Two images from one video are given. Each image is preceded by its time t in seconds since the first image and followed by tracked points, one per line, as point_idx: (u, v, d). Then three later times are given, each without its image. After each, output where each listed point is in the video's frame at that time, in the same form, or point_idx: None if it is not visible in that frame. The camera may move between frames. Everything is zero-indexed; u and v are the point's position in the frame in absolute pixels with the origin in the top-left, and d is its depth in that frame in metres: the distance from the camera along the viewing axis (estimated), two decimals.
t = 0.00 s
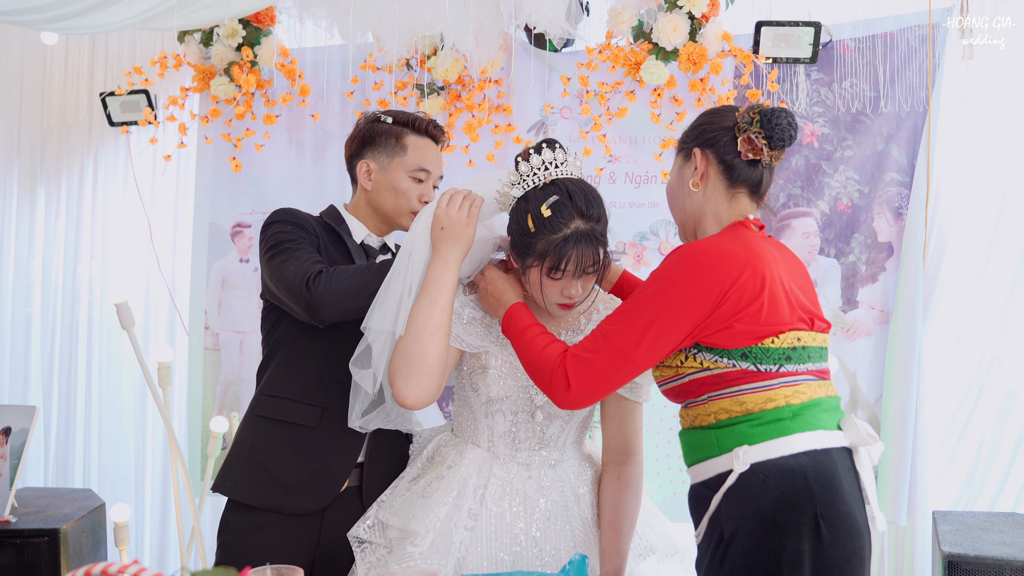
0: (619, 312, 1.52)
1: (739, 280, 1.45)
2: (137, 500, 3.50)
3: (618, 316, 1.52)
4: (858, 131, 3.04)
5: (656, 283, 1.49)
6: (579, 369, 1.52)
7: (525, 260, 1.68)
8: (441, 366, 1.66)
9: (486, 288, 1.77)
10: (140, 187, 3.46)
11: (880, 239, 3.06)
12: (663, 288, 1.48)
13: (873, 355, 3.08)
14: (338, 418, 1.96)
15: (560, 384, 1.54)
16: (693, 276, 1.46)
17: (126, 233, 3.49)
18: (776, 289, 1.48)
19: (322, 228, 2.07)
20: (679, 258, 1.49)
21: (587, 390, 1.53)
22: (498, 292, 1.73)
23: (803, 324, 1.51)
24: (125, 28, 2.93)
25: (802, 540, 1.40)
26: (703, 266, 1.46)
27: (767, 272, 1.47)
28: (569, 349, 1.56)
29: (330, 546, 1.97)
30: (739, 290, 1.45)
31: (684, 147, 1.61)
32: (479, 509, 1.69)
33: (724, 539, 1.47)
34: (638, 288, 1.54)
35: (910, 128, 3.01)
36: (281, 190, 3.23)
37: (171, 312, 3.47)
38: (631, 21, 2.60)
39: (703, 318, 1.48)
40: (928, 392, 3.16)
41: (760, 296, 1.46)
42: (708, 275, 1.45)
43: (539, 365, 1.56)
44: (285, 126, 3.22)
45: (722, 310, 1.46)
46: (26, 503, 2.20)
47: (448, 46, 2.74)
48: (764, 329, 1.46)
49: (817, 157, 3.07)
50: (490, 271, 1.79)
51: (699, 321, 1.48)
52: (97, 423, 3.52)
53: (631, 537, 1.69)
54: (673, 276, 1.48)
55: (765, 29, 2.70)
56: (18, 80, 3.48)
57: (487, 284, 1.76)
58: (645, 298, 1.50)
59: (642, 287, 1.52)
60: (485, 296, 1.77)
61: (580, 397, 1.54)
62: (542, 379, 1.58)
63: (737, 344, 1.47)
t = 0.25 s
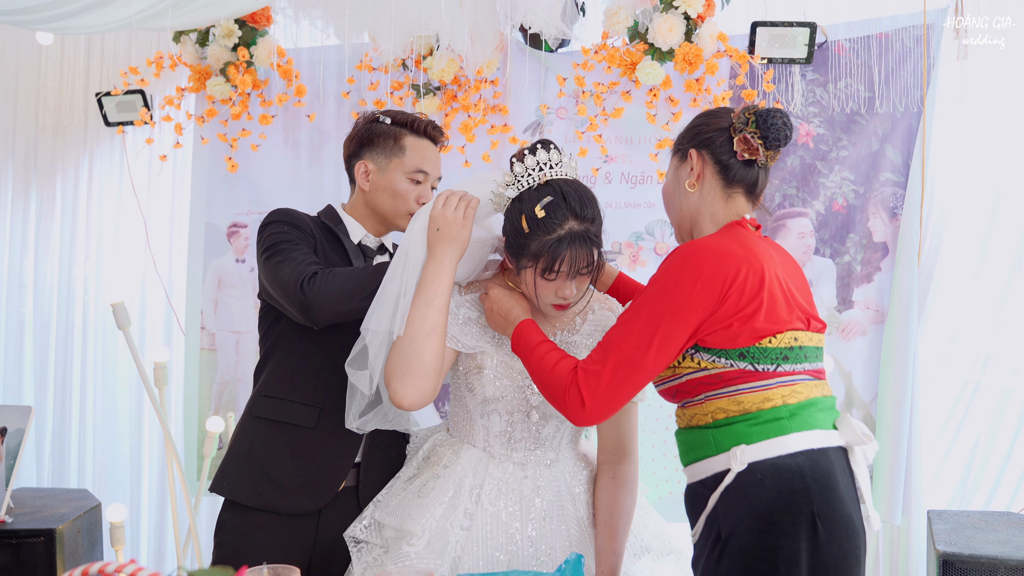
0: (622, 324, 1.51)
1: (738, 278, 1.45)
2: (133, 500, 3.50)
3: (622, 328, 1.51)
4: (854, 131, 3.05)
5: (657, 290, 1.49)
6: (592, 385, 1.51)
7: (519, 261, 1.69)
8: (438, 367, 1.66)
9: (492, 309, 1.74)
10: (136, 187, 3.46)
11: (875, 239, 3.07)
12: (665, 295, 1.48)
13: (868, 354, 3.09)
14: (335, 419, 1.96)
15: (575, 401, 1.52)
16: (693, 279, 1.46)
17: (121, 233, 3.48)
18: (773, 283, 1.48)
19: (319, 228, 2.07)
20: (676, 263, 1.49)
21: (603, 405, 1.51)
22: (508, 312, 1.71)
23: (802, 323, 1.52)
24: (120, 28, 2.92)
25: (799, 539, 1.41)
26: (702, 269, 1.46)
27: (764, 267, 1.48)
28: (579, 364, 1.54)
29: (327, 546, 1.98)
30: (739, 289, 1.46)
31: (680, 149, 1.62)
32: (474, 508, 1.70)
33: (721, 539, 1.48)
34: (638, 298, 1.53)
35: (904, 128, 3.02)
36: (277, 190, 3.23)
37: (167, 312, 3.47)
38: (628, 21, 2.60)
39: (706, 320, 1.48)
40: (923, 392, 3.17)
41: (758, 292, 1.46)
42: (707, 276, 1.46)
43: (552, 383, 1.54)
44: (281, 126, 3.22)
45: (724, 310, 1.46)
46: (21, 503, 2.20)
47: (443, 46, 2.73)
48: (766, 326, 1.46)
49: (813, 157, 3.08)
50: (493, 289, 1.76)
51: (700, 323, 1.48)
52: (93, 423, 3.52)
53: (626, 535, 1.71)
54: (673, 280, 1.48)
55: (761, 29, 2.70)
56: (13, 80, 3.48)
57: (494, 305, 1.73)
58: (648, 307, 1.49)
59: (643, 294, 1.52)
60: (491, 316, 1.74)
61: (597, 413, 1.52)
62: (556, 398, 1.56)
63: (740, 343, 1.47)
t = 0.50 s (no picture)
0: (623, 330, 1.49)
1: (734, 277, 1.45)
2: (128, 500, 3.50)
3: (622, 334, 1.49)
4: (848, 131, 3.06)
5: (655, 294, 1.47)
6: (597, 392, 1.49)
7: (512, 258, 1.70)
8: (434, 367, 1.67)
9: (499, 323, 1.74)
10: (131, 187, 3.46)
11: (869, 239, 3.08)
12: (664, 298, 1.46)
13: (863, 354, 3.10)
14: (331, 419, 1.96)
15: (582, 410, 1.50)
16: (690, 281, 1.45)
17: (115, 233, 3.48)
18: (767, 280, 1.48)
19: (315, 229, 2.08)
20: (673, 266, 1.48)
21: (609, 412, 1.50)
22: (514, 324, 1.70)
23: (797, 321, 1.52)
24: (115, 28, 2.92)
25: (793, 538, 1.42)
26: (699, 270, 1.45)
27: (758, 265, 1.48)
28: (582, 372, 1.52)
29: (323, 545, 1.97)
30: (736, 289, 1.45)
31: (674, 149, 1.62)
32: (470, 507, 1.70)
33: (715, 538, 1.48)
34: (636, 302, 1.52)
35: (898, 128, 3.03)
36: (272, 190, 3.23)
37: (162, 312, 3.47)
38: (622, 21, 2.60)
39: (704, 321, 1.47)
40: (918, 391, 3.18)
41: (754, 290, 1.46)
42: (704, 277, 1.45)
43: (556, 391, 1.53)
44: (276, 125, 3.22)
45: (721, 310, 1.46)
46: (16, 503, 2.20)
47: (438, 46, 2.75)
48: (763, 324, 1.46)
49: (807, 157, 3.09)
50: (498, 302, 1.76)
51: (698, 324, 1.47)
52: (88, 422, 3.52)
53: (621, 533, 1.72)
54: (669, 282, 1.47)
55: (756, 30, 2.71)
56: (7, 80, 3.48)
57: (500, 319, 1.73)
58: (647, 311, 1.48)
59: (640, 296, 1.50)
60: (498, 330, 1.74)
61: (604, 421, 1.50)
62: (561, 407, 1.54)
63: (738, 343, 1.47)
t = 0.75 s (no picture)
0: (623, 329, 1.49)
1: (733, 277, 1.46)
2: (124, 499, 3.50)
3: (623, 333, 1.49)
4: (843, 131, 3.07)
5: (655, 293, 1.48)
6: (598, 392, 1.49)
7: (506, 256, 1.70)
8: (431, 367, 1.67)
9: (503, 326, 1.74)
10: (126, 186, 3.46)
11: (864, 239, 3.09)
12: (665, 297, 1.46)
13: (859, 353, 3.11)
14: (329, 419, 1.97)
15: (583, 409, 1.50)
16: (691, 280, 1.45)
17: (111, 232, 3.48)
18: (764, 279, 1.50)
19: (313, 228, 2.08)
20: (673, 265, 1.48)
21: (610, 411, 1.50)
22: (518, 327, 1.71)
23: (795, 321, 1.53)
24: (111, 27, 2.91)
25: (789, 536, 1.42)
26: (700, 269, 1.46)
27: (756, 264, 1.49)
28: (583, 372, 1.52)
29: (321, 545, 1.98)
30: (735, 288, 1.46)
31: (672, 148, 1.62)
32: (467, 506, 1.71)
33: (712, 536, 1.48)
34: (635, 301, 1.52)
35: (893, 128, 3.04)
36: (268, 190, 3.23)
37: (157, 312, 3.47)
38: (618, 22, 2.61)
39: (704, 320, 1.48)
40: (913, 390, 3.19)
41: (753, 289, 1.47)
42: (704, 276, 1.45)
43: (557, 391, 1.53)
44: (273, 125, 3.22)
45: (721, 309, 1.47)
46: (12, 503, 2.20)
47: (435, 46, 2.73)
48: (761, 323, 1.48)
49: (803, 158, 3.10)
50: (503, 305, 1.76)
51: (698, 323, 1.48)
52: (83, 422, 3.52)
53: (619, 532, 1.71)
54: (668, 281, 1.47)
55: (751, 30, 2.71)
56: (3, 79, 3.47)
57: (505, 322, 1.73)
58: (648, 310, 1.48)
59: (638, 295, 1.51)
60: (502, 333, 1.74)
61: (605, 420, 1.50)
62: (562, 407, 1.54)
63: (737, 343, 1.48)
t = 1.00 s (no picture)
0: (628, 329, 1.48)
1: (736, 276, 1.46)
2: (121, 499, 3.51)
3: (628, 333, 1.48)
4: (839, 131, 3.07)
5: (660, 293, 1.47)
6: (604, 393, 1.48)
7: (503, 254, 1.71)
8: (429, 365, 1.68)
9: (509, 331, 1.73)
10: (123, 185, 3.46)
11: (860, 238, 3.09)
12: (670, 297, 1.46)
13: (855, 353, 3.12)
14: (328, 418, 1.97)
15: (588, 410, 1.49)
16: (695, 279, 1.45)
17: (107, 231, 3.48)
18: (765, 277, 1.50)
19: (311, 227, 2.08)
20: (677, 265, 1.48)
21: (615, 412, 1.49)
22: (523, 331, 1.70)
23: (795, 320, 1.54)
24: (108, 27, 2.91)
25: (788, 533, 1.43)
26: (704, 269, 1.46)
27: (758, 263, 1.49)
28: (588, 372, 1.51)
29: (319, 544, 1.98)
30: (739, 288, 1.46)
31: (673, 146, 1.62)
32: (465, 504, 1.71)
33: (711, 533, 1.49)
34: (639, 300, 1.51)
35: (889, 128, 3.05)
36: (265, 189, 3.23)
37: (154, 311, 3.47)
38: (614, 22, 2.62)
39: (707, 319, 1.48)
40: (910, 389, 3.19)
41: (755, 288, 1.48)
42: (709, 275, 1.45)
43: (562, 392, 1.52)
44: (270, 125, 3.22)
45: (725, 308, 1.47)
46: (9, 502, 2.20)
47: (432, 46, 2.74)
48: (763, 323, 1.48)
49: (799, 157, 3.10)
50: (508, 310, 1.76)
51: (701, 323, 1.47)
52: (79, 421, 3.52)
53: (616, 531, 1.72)
54: (672, 280, 1.47)
55: (747, 30, 2.72)
56: None
57: (510, 327, 1.72)
58: (653, 310, 1.47)
59: (642, 295, 1.50)
60: (508, 338, 1.73)
61: (610, 421, 1.49)
62: (567, 407, 1.53)
63: (740, 342, 1.48)
